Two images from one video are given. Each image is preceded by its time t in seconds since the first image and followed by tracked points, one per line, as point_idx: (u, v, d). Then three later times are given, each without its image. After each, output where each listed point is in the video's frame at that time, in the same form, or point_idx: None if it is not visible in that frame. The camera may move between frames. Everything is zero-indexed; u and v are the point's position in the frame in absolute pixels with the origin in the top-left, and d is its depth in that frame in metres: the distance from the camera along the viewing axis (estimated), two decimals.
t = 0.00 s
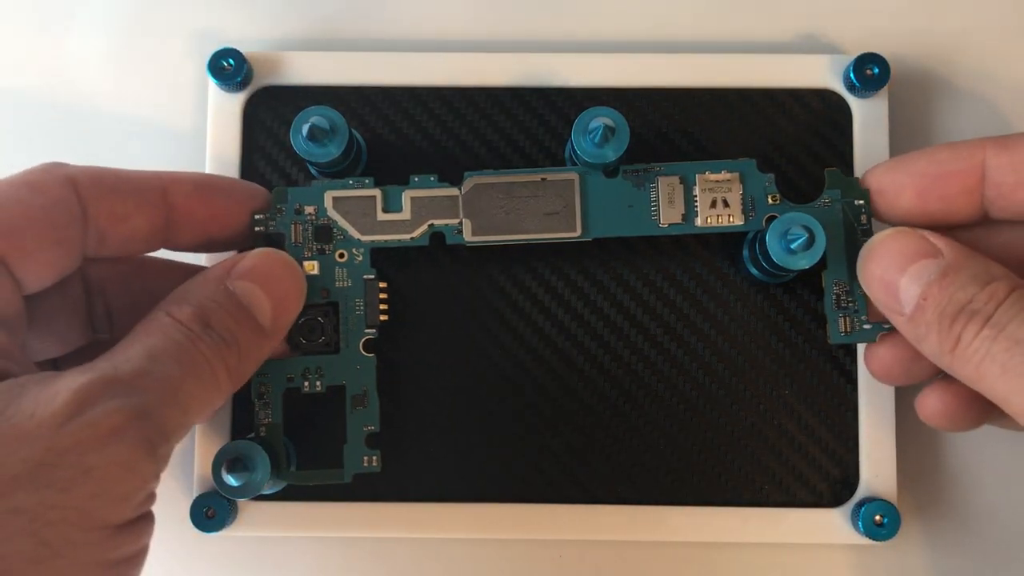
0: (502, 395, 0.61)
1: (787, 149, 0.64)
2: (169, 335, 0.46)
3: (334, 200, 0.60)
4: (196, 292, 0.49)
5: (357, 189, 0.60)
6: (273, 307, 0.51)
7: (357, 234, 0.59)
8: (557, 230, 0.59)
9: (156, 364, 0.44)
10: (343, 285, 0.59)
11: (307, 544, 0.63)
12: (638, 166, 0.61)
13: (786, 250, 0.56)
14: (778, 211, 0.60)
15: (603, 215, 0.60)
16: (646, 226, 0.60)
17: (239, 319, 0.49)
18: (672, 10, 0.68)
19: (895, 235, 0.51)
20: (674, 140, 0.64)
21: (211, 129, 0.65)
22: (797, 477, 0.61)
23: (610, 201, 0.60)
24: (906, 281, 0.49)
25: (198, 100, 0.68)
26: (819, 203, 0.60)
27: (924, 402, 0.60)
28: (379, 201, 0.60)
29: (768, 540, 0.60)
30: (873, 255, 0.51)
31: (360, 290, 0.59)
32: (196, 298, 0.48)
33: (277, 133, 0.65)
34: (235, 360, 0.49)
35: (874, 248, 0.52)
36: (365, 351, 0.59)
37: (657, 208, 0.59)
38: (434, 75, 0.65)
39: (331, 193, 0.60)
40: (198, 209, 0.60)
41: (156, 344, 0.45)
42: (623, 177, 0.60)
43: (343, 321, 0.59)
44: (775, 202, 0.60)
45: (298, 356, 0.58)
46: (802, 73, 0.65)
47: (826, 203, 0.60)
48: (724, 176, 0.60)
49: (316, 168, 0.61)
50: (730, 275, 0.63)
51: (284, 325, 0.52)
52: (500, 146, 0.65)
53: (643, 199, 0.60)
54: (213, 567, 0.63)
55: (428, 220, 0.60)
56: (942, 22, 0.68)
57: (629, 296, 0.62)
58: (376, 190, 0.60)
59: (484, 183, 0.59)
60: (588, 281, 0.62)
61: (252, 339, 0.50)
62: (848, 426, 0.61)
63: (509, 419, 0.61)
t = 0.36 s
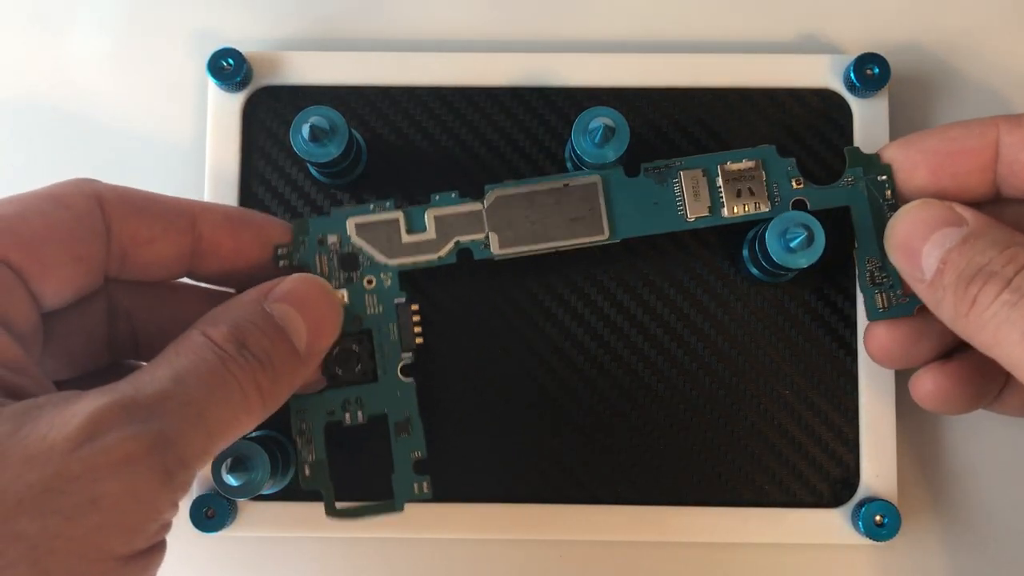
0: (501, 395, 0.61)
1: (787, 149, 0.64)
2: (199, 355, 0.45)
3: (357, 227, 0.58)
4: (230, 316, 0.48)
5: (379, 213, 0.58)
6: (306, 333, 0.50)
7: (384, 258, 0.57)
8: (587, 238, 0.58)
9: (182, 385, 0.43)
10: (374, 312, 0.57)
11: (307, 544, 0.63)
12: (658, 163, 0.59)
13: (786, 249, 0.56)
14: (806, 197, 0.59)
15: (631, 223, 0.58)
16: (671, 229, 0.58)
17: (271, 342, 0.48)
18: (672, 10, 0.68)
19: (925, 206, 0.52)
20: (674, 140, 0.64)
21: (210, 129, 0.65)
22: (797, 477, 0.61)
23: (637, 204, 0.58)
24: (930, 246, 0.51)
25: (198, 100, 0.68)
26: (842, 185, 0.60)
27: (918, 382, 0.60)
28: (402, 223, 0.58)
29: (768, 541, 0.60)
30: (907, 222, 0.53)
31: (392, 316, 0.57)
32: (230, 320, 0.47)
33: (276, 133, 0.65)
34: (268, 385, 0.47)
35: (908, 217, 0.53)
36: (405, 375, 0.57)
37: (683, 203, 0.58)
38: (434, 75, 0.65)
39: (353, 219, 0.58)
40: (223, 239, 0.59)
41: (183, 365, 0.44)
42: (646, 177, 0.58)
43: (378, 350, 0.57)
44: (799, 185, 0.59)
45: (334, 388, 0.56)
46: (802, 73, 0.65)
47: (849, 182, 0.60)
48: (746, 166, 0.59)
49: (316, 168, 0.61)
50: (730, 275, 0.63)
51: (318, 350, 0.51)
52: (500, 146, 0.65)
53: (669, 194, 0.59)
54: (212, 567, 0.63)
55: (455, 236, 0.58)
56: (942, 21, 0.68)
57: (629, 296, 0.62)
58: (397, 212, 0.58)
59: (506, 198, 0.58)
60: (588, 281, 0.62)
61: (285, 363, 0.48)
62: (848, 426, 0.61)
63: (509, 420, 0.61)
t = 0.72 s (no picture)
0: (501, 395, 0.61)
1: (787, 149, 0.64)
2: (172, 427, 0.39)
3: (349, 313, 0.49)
4: (217, 370, 0.42)
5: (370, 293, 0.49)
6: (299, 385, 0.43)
7: (389, 342, 0.48)
8: (601, 266, 0.50)
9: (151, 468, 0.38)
10: (389, 405, 0.48)
11: (307, 544, 0.63)
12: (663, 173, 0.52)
13: (786, 249, 0.57)
14: (824, 184, 0.53)
15: (647, 246, 0.51)
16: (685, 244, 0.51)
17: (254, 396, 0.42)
18: (672, 9, 0.68)
19: (939, 172, 0.52)
20: (674, 141, 0.64)
21: (210, 128, 0.65)
22: (797, 477, 0.61)
23: (652, 228, 0.51)
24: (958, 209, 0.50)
25: (198, 100, 0.68)
26: (854, 159, 0.55)
27: (913, 365, 0.60)
28: (400, 300, 0.49)
29: (767, 541, 0.60)
30: (926, 188, 0.52)
31: (410, 404, 0.48)
32: (217, 373, 0.42)
33: (276, 133, 0.65)
34: (247, 452, 0.41)
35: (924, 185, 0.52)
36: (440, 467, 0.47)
37: (697, 212, 0.51)
38: (434, 75, 0.65)
39: (344, 305, 0.49)
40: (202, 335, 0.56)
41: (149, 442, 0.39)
42: (651, 193, 0.51)
43: (403, 445, 0.47)
44: (812, 171, 0.53)
45: (362, 501, 0.46)
46: (801, 73, 0.65)
47: (860, 156, 0.55)
48: (755, 160, 0.53)
49: (316, 168, 0.61)
50: (730, 275, 0.63)
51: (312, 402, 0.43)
52: (501, 146, 0.65)
53: (680, 207, 0.51)
54: (212, 567, 0.63)
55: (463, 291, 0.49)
56: (943, 20, 0.68)
57: (629, 296, 0.62)
58: (392, 287, 0.49)
59: (507, 241, 0.49)
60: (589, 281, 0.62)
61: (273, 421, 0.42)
62: (848, 426, 0.61)
63: (508, 420, 0.61)
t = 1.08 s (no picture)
0: (501, 395, 0.61)
1: (786, 150, 0.64)
2: None
3: (292, 364, 0.42)
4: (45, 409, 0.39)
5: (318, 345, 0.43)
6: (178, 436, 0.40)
7: (332, 397, 0.42)
8: (585, 334, 0.44)
9: None
10: (325, 464, 0.42)
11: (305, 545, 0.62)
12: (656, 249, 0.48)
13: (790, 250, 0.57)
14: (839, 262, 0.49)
15: (643, 318, 0.46)
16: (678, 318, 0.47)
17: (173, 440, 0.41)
18: (672, 9, 0.68)
19: (966, 245, 0.47)
20: (674, 141, 0.64)
21: (209, 128, 0.65)
22: (797, 477, 0.61)
23: (649, 296, 0.46)
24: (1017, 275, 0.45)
25: (197, 101, 0.68)
26: (870, 241, 0.50)
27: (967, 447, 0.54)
28: (353, 351, 0.42)
29: (768, 541, 0.60)
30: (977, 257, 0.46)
31: (352, 463, 0.42)
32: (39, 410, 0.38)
33: (276, 134, 0.65)
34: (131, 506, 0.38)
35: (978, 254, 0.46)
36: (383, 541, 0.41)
37: (697, 283, 0.47)
38: (434, 75, 0.65)
39: (286, 354, 0.42)
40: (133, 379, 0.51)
41: None
42: (644, 265, 0.47)
43: (340, 510, 0.41)
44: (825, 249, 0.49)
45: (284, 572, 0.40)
46: (801, 73, 0.65)
47: (877, 240, 0.50)
48: (759, 238, 0.48)
49: (315, 168, 0.61)
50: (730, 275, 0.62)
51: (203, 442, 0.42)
52: (501, 146, 0.64)
53: (678, 278, 0.47)
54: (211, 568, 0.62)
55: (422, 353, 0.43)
56: (942, 20, 0.67)
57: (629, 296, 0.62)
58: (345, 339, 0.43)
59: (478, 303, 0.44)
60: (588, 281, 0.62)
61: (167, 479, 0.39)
62: (848, 427, 0.61)
63: (509, 420, 0.61)
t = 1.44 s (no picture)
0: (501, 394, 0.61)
1: (786, 150, 0.64)
2: (176, 488, 0.33)
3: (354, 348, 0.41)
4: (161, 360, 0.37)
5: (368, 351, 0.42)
6: (369, 396, 0.37)
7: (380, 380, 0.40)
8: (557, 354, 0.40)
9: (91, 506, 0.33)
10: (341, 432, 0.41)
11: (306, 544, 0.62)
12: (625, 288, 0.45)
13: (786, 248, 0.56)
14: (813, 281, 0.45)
15: (610, 341, 0.42)
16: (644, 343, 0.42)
17: (359, 402, 0.37)
18: (672, 9, 0.68)
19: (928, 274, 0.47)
20: (674, 141, 0.64)
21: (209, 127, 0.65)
22: (797, 477, 0.61)
23: (620, 321, 0.42)
24: None
25: (197, 100, 0.68)
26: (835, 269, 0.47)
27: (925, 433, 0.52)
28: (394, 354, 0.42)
29: (768, 541, 0.60)
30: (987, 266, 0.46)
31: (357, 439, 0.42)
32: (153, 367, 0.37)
33: (276, 134, 0.65)
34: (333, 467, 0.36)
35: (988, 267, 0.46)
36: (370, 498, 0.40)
37: (667, 307, 0.42)
38: (433, 75, 0.65)
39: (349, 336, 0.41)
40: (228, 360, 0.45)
41: (210, 428, 0.35)
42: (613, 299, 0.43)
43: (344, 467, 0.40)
44: (794, 270, 0.45)
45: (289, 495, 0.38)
46: (801, 72, 0.65)
47: (845, 262, 0.47)
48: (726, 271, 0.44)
49: (315, 168, 0.61)
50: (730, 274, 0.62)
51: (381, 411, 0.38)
52: (501, 146, 0.64)
53: (650, 306, 0.43)
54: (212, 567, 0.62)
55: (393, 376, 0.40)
56: (943, 19, 0.67)
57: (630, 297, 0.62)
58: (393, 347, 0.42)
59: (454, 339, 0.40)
60: (588, 281, 0.62)
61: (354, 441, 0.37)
62: (849, 427, 0.61)
63: (509, 420, 0.61)
